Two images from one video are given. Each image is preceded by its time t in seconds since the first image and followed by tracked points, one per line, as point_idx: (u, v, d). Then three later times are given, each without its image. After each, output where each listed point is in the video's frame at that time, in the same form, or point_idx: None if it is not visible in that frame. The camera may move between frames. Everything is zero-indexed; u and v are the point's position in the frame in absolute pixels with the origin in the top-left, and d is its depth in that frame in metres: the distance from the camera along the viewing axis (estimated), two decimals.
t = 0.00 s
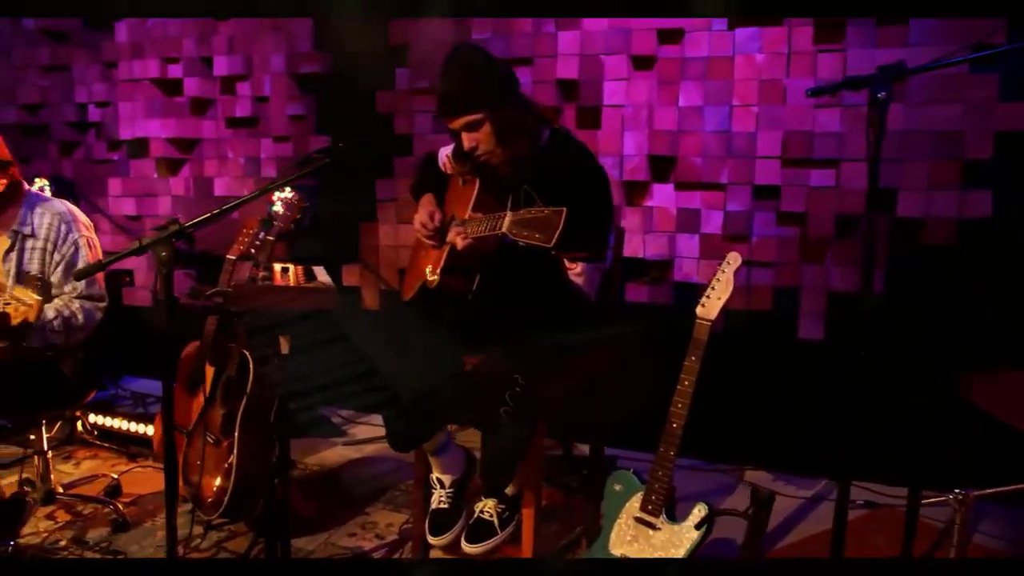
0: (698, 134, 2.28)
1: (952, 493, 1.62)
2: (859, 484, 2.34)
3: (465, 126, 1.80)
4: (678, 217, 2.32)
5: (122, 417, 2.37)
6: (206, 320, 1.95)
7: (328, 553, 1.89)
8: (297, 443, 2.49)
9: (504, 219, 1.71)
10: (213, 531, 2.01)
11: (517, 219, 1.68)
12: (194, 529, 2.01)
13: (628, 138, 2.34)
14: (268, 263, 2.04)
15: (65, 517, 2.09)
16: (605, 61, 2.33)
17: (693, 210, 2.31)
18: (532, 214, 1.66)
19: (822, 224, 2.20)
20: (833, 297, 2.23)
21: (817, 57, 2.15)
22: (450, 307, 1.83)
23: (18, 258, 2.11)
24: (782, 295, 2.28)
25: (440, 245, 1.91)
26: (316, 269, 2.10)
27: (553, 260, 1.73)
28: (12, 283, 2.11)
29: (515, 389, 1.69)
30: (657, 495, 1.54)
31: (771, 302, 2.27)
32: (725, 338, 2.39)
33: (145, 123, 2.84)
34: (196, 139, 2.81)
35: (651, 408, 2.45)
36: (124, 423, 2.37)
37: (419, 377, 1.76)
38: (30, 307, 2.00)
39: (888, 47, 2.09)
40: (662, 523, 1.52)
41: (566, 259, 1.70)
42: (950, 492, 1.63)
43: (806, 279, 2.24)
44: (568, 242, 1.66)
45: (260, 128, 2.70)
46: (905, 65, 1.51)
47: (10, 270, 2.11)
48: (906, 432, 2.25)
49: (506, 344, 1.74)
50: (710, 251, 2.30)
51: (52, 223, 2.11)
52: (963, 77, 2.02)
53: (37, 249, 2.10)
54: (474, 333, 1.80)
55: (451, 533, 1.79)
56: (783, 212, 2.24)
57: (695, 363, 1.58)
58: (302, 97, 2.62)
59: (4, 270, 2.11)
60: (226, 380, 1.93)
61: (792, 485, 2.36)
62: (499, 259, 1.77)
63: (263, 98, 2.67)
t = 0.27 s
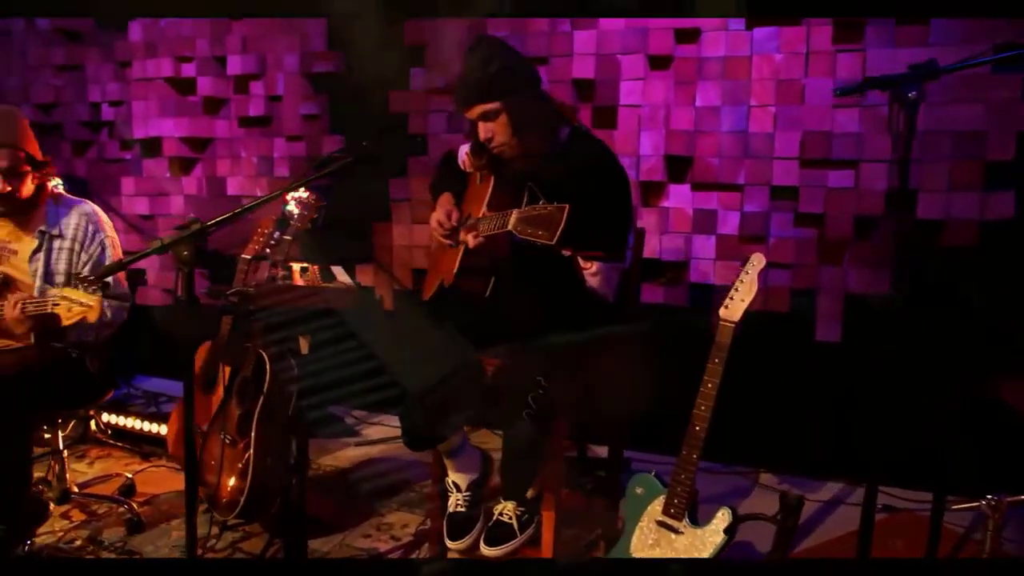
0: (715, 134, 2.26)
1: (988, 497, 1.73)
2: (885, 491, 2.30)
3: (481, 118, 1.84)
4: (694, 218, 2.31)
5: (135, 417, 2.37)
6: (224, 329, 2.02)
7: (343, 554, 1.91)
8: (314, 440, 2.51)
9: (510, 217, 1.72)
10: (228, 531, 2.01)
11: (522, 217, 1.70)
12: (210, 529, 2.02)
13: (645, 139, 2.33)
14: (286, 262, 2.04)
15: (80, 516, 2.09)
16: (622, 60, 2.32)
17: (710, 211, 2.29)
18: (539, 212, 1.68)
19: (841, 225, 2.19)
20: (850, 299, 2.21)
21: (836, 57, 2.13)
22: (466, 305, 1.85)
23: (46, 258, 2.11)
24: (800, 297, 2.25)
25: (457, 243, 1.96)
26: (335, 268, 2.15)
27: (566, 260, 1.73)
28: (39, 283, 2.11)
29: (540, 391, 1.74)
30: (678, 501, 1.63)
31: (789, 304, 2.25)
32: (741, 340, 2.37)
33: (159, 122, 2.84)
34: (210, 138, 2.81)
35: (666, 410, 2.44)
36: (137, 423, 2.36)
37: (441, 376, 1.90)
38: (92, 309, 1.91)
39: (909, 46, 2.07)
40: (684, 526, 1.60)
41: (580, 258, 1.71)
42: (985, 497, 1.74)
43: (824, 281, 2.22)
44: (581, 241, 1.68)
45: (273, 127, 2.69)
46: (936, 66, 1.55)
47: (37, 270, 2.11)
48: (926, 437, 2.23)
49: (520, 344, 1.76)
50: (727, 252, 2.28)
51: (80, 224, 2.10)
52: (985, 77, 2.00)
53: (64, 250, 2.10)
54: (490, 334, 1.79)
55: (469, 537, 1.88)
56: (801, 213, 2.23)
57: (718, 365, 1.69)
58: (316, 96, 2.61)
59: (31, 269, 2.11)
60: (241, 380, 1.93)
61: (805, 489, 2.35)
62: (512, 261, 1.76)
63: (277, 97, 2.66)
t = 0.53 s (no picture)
0: (736, 135, 2.24)
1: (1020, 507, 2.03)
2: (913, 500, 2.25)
3: (503, 120, 1.93)
4: (714, 220, 2.28)
5: (151, 415, 2.37)
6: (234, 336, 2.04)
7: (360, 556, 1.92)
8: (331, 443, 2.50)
9: (531, 216, 1.79)
10: (244, 532, 2.03)
11: (544, 215, 1.76)
12: (226, 529, 2.03)
13: (665, 140, 2.30)
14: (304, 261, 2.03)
15: (97, 514, 2.10)
16: (642, 61, 2.29)
17: (730, 213, 2.27)
18: (558, 210, 1.75)
19: (865, 228, 2.16)
20: (873, 303, 2.18)
21: (861, 58, 2.11)
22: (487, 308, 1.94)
23: (71, 258, 2.10)
24: (822, 301, 2.22)
25: (475, 243, 1.98)
26: (352, 268, 2.15)
27: (588, 261, 1.84)
28: (66, 283, 2.10)
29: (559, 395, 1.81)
30: (699, 507, 1.64)
31: (811, 307, 2.22)
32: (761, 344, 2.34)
33: (177, 121, 2.84)
34: (227, 138, 2.81)
35: (685, 414, 2.41)
36: (154, 421, 2.36)
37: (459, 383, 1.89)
38: (145, 308, 1.90)
39: (935, 46, 2.05)
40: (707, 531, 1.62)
41: (600, 259, 1.80)
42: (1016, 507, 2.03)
43: (846, 284, 2.19)
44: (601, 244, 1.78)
45: (292, 126, 2.69)
46: (975, 66, 1.57)
47: (64, 269, 2.10)
48: (950, 444, 2.19)
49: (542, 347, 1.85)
50: (747, 254, 2.26)
51: (104, 223, 2.11)
52: (1013, 78, 1.98)
53: (89, 249, 2.10)
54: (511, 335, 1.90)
55: (488, 540, 1.89)
56: (823, 216, 2.20)
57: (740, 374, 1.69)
58: (334, 96, 2.60)
59: (57, 269, 2.09)
60: (259, 382, 1.94)
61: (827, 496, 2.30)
62: (532, 259, 1.87)
63: (296, 96, 2.66)
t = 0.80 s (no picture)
0: (764, 135, 2.20)
1: None
2: (947, 511, 2.17)
3: (529, 122, 1.94)
4: (741, 222, 2.24)
5: (174, 412, 2.38)
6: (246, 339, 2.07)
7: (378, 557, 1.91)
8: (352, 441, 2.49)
9: (562, 215, 1.79)
10: (264, 531, 2.03)
11: (575, 214, 1.76)
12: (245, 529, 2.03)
13: (691, 140, 2.26)
14: (327, 263, 1.97)
15: (120, 510, 2.11)
16: (668, 60, 2.26)
17: (758, 215, 2.23)
18: (590, 208, 1.76)
19: (897, 230, 2.11)
20: (904, 308, 2.13)
21: (893, 56, 2.06)
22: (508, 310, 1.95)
23: (97, 254, 2.09)
24: (852, 305, 2.18)
25: (499, 245, 1.96)
26: (375, 269, 2.16)
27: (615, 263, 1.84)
28: (91, 280, 2.09)
29: (585, 400, 1.79)
30: (725, 516, 1.64)
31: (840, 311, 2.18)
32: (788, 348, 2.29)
33: (202, 120, 2.85)
34: (251, 138, 2.82)
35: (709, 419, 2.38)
36: (177, 418, 2.38)
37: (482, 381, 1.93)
38: (175, 304, 1.93)
39: (974, 44, 1.99)
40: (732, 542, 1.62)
41: (629, 262, 1.81)
42: None
43: (876, 288, 2.14)
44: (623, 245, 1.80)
45: (315, 126, 2.70)
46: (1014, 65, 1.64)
47: (89, 266, 2.09)
48: (985, 453, 2.14)
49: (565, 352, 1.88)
50: (774, 257, 2.21)
51: (129, 220, 2.10)
52: None
53: (114, 246, 2.09)
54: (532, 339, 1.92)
55: (507, 548, 1.88)
56: (853, 218, 2.15)
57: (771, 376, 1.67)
58: (357, 96, 2.61)
59: (81, 266, 2.09)
60: (280, 380, 1.93)
61: (854, 506, 2.24)
62: (559, 262, 1.87)
63: (318, 96, 2.67)
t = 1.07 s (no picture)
0: (790, 134, 2.16)
1: None
2: (978, 521, 2.13)
3: (546, 120, 2.15)
4: (766, 222, 2.21)
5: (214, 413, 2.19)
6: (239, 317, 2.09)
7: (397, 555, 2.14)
8: (415, 446, 2.19)
9: (577, 214, 2.06)
10: (282, 530, 2.14)
11: (592, 213, 2.04)
12: (262, 527, 2.13)
13: (715, 139, 2.20)
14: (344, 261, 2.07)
15: (143, 506, 2.13)
16: (692, 58, 2.20)
17: (783, 215, 2.19)
18: (607, 208, 2.04)
19: (926, 230, 2.10)
20: (933, 309, 2.12)
21: (924, 51, 2.04)
22: (520, 315, 2.15)
23: (125, 248, 2.10)
24: (878, 307, 2.15)
25: (515, 246, 2.17)
26: (392, 268, 2.15)
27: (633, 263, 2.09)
28: (119, 274, 2.10)
29: (601, 400, 2.07)
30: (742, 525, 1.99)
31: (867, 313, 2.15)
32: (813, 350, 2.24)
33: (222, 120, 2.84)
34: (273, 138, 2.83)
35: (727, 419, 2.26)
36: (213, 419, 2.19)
37: (508, 370, 2.14)
38: (197, 297, 2.06)
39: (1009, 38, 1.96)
40: (751, 547, 1.98)
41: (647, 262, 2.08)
42: None
43: (905, 289, 2.13)
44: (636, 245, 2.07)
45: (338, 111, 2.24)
46: None
47: (119, 260, 2.10)
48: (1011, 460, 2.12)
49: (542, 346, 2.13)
50: (799, 257, 2.18)
51: (157, 215, 2.11)
52: None
53: (142, 241, 2.10)
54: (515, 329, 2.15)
55: (523, 549, 2.14)
56: (881, 218, 2.13)
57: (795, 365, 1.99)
58: (381, 94, 2.20)
59: (113, 261, 2.10)
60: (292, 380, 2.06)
61: (882, 514, 2.17)
62: (577, 257, 2.10)
63: (344, 96, 2.22)
